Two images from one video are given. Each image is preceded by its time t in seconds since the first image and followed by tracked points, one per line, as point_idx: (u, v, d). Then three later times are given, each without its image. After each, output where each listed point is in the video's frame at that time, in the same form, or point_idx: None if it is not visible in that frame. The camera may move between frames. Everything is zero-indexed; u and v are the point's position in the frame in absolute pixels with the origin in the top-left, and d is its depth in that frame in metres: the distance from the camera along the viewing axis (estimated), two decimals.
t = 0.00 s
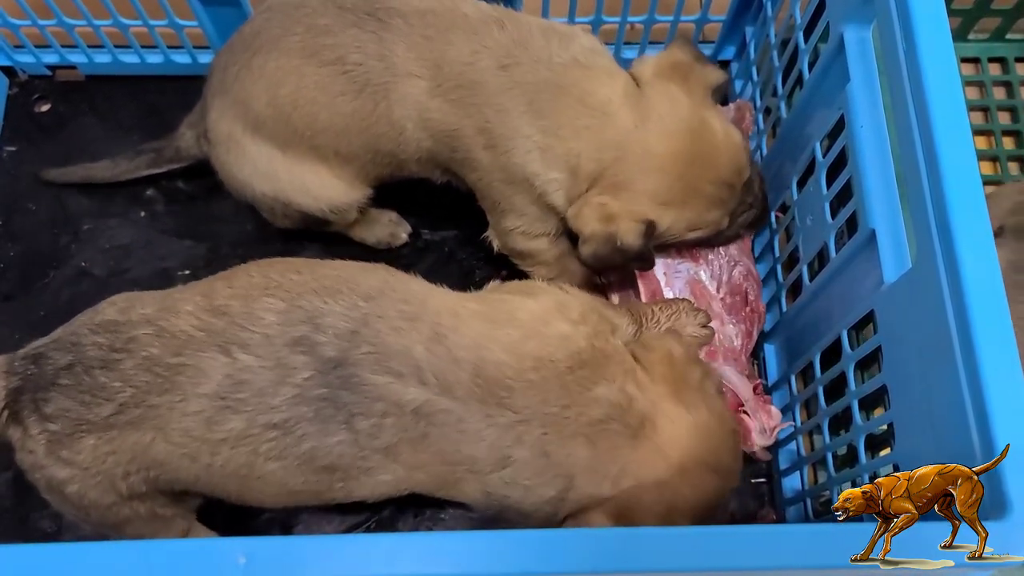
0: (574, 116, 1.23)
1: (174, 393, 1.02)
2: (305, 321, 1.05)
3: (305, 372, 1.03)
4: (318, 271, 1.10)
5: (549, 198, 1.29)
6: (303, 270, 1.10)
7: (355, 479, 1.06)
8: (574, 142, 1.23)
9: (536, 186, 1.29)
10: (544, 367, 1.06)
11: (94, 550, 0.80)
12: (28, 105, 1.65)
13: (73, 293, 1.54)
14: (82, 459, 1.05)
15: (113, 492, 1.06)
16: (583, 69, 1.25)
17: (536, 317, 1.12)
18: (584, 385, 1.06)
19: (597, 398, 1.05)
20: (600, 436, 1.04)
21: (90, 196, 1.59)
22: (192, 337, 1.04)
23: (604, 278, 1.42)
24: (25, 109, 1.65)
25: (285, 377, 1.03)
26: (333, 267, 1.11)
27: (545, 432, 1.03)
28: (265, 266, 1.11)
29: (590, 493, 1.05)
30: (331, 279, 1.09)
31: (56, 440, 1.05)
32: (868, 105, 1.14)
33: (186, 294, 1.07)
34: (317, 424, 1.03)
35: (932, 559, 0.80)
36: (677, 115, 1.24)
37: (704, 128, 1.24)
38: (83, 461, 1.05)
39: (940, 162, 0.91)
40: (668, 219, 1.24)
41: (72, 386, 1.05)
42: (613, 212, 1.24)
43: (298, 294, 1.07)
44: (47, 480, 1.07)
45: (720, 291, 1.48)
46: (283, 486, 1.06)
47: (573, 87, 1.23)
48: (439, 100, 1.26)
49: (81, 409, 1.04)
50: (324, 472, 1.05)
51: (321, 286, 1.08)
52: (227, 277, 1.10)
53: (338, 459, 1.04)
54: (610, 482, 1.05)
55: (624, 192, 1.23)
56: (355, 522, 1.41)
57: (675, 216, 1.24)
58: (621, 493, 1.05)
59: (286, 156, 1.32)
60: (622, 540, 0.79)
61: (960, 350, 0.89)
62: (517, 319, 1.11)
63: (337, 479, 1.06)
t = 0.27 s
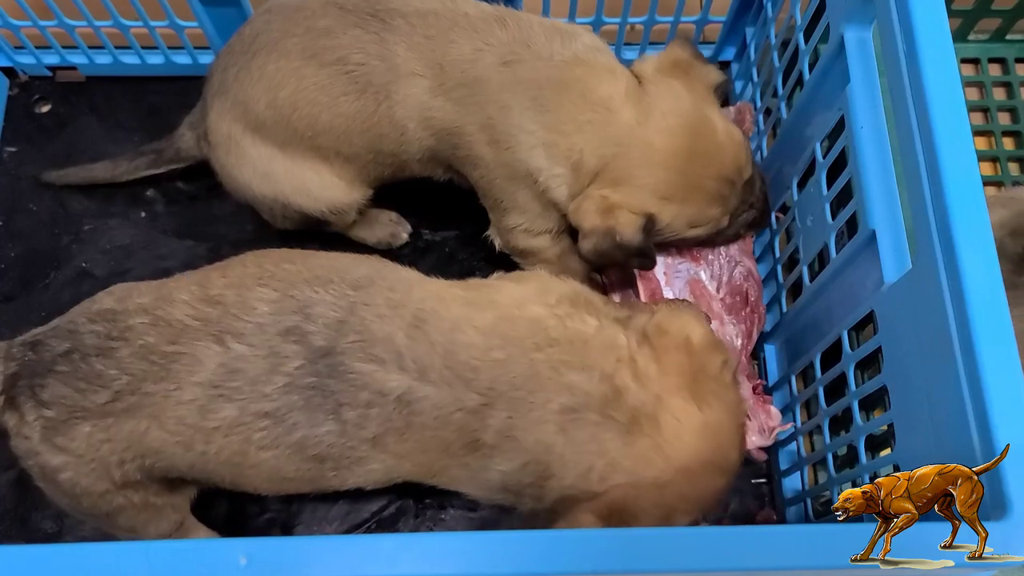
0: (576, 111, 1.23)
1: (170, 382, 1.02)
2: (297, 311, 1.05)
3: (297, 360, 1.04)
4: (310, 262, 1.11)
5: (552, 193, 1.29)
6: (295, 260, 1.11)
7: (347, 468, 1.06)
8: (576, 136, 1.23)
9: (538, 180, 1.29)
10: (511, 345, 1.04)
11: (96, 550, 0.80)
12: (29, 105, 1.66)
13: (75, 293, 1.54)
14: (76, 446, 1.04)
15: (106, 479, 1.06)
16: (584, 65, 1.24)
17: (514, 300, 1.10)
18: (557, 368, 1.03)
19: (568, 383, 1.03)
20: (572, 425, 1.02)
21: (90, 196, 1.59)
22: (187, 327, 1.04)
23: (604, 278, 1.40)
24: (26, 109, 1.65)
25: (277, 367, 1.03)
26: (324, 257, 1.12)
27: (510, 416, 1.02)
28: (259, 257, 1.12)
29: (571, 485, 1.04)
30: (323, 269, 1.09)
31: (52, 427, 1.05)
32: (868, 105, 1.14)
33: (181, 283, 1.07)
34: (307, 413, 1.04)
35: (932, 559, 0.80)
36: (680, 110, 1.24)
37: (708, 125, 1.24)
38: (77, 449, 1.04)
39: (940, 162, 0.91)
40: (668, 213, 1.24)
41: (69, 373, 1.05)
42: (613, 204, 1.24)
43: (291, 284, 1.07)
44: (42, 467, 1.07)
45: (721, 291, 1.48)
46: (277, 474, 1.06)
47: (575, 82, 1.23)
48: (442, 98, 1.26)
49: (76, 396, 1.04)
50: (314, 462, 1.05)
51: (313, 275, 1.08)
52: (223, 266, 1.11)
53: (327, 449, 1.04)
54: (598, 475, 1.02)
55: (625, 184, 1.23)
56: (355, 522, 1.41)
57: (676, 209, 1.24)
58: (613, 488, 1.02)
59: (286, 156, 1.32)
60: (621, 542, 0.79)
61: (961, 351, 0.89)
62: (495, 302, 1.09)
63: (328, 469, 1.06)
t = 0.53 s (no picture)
0: (577, 119, 1.23)
1: (189, 396, 1.03)
2: (314, 323, 1.05)
3: (314, 375, 1.04)
4: (328, 268, 1.11)
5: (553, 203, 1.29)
6: (313, 266, 1.11)
7: (364, 479, 1.06)
8: (578, 147, 1.24)
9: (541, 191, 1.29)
10: (530, 358, 1.04)
11: (97, 549, 0.80)
12: (31, 105, 1.66)
13: (75, 293, 1.54)
14: (99, 459, 1.05)
15: (129, 490, 1.07)
16: (588, 75, 1.25)
17: (531, 311, 1.09)
18: (577, 380, 1.03)
19: (590, 395, 1.02)
20: (594, 433, 1.02)
21: (93, 196, 1.59)
22: (205, 340, 1.04)
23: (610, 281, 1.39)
24: (28, 109, 1.66)
25: (294, 380, 1.04)
26: (345, 263, 1.12)
27: (531, 429, 1.02)
28: (276, 262, 1.12)
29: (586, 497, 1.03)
30: (339, 277, 1.09)
31: (73, 439, 1.06)
32: (868, 105, 1.14)
33: (199, 295, 1.08)
34: (325, 428, 1.04)
35: (932, 559, 0.80)
36: (674, 119, 1.25)
37: (704, 133, 1.25)
38: (99, 461, 1.05)
39: (940, 162, 0.91)
40: (665, 220, 1.25)
41: (89, 386, 1.06)
42: (611, 208, 1.24)
43: (307, 294, 1.07)
44: (62, 478, 1.08)
45: (728, 293, 1.46)
46: (297, 485, 1.07)
47: (577, 89, 1.24)
48: (442, 104, 1.26)
49: (97, 409, 1.05)
50: (335, 474, 1.06)
51: (329, 285, 1.08)
52: (238, 275, 1.11)
53: (347, 462, 1.04)
54: (627, 484, 1.02)
55: (622, 191, 1.24)
56: (357, 521, 1.41)
57: (672, 217, 1.25)
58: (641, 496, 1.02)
59: (287, 157, 1.32)
60: (621, 541, 0.79)
61: (960, 351, 0.90)
62: (514, 313, 1.08)
63: (348, 480, 1.06)
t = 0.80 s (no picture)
0: (576, 119, 1.24)
1: (173, 378, 1.02)
2: (302, 308, 1.05)
3: (302, 357, 1.04)
4: (314, 260, 1.11)
5: (554, 200, 1.29)
6: (299, 258, 1.11)
7: (349, 467, 1.06)
8: (577, 145, 1.24)
9: (541, 188, 1.28)
10: (531, 355, 1.05)
11: (95, 550, 0.80)
12: (30, 106, 1.66)
13: (76, 293, 1.54)
14: (81, 448, 1.05)
15: (110, 480, 1.06)
16: (585, 73, 1.25)
17: (526, 308, 1.12)
18: (575, 376, 1.05)
19: (586, 390, 1.04)
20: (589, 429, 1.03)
21: (92, 197, 1.59)
22: (189, 325, 1.04)
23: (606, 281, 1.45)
24: (28, 110, 1.66)
25: (281, 362, 1.03)
26: (331, 255, 1.12)
27: (534, 422, 1.03)
28: (262, 256, 1.12)
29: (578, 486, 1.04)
30: (328, 268, 1.10)
31: (56, 428, 1.05)
32: (868, 105, 1.14)
33: (184, 282, 1.08)
34: (312, 410, 1.03)
35: (933, 559, 0.80)
36: (675, 116, 1.24)
37: (706, 128, 1.25)
38: (81, 449, 1.05)
39: (939, 162, 0.91)
40: (670, 216, 1.25)
41: (72, 374, 1.06)
42: (615, 209, 1.24)
43: (294, 282, 1.07)
44: (46, 469, 1.07)
45: (726, 295, 1.46)
46: (280, 472, 1.06)
47: (576, 90, 1.24)
48: (442, 104, 1.26)
49: (80, 397, 1.05)
50: (317, 459, 1.05)
51: (316, 274, 1.08)
52: (224, 265, 1.11)
53: (333, 446, 1.04)
54: (606, 476, 1.04)
55: (626, 190, 1.24)
56: (356, 522, 1.42)
57: (676, 214, 1.25)
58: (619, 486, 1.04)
59: (286, 159, 1.32)
60: (619, 542, 0.79)
61: (960, 351, 0.90)
62: (507, 309, 1.11)
63: (331, 467, 1.06)
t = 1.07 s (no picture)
0: (578, 120, 1.24)
1: (184, 374, 1.03)
2: (309, 302, 1.06)
3: (310, 351, 1.04)
4: (322, 256, 1.11)
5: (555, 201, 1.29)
6: (308, 255, 1.12)
7: (358, 462, 1.06)
8: (578, 147, 1.24)
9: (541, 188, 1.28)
10: (521, 332, 1.06)
11: (94, 551, 0.80)
12: (31, 106, 1.66)
13: (75, 293, 1.54)
14: (94, 448, 1.04)
15: (124, 480, 1.06)
16: (588, 75, 1.25)
17: (520, 293, 1.12)
18: (568, 351, 1.05)
19: (580, 364, 1.05)
20: (590, 407, 1.04)
21: (92, 197, 1.59)
22: (199, 320, 1.04)
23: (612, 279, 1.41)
24: (28, 109, 1.66)
25: (290, 356, 1.04)
26: (338, 253, 1.12)
27: (525, 399, 1.03)
28: (271, 253, 1.12)
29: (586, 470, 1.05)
30: (334, 263, 1.10)
31: (68, 429, 1.05)
32: (868, 105, 1.14)
33: (192, 280, 1.08)
34: (320, 403, 1.04)
35: (933, 559, 0.80)
36: (675, 114, 1.25)
37: (708, 126, 1.25)
38: (94, 450, 1.04)
39: (940, 161, 0.91)
40: (672, 216, 1.25)
41: (83, 375, 1.05)
42: (617, 212, 1.25)
43: (302, 278, 1.08)
44: (58, 472, 1.06)
45: (727, 293, 1.46)
46: (291, 468, 1.06)
47: (578, 91, 1.24)
48: (441, 107, 1.26)
49: (91, 396, 1.04)
50: (326, 454, 1.05)
51: (324, 268, 1.09)
52: (233, 263, 1.11)
53: (341, 440, 1.04)
54: (612, 459, 1.03)
55: (627, 193, 1.24)
56: (356, 522, 1.41)
57: (679, 213, 1.25)
58: (632, 465, 1.03)
59: (286, 161, 1.32)
60: (619, 541, 0.79)
61: (960, 350, 0.89)
62: (501, 295, 1.11)
63: (340, 462, 1.06)
